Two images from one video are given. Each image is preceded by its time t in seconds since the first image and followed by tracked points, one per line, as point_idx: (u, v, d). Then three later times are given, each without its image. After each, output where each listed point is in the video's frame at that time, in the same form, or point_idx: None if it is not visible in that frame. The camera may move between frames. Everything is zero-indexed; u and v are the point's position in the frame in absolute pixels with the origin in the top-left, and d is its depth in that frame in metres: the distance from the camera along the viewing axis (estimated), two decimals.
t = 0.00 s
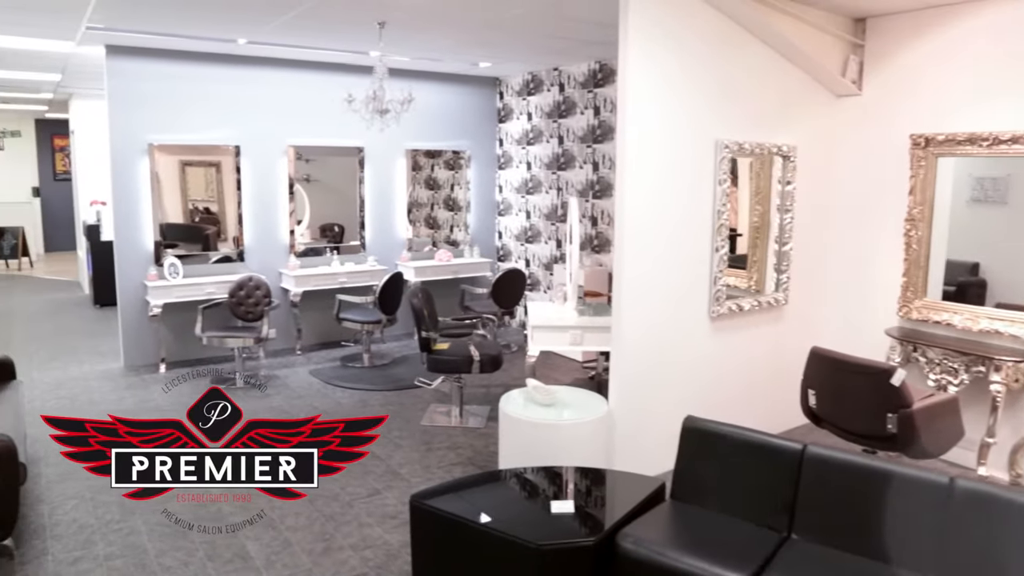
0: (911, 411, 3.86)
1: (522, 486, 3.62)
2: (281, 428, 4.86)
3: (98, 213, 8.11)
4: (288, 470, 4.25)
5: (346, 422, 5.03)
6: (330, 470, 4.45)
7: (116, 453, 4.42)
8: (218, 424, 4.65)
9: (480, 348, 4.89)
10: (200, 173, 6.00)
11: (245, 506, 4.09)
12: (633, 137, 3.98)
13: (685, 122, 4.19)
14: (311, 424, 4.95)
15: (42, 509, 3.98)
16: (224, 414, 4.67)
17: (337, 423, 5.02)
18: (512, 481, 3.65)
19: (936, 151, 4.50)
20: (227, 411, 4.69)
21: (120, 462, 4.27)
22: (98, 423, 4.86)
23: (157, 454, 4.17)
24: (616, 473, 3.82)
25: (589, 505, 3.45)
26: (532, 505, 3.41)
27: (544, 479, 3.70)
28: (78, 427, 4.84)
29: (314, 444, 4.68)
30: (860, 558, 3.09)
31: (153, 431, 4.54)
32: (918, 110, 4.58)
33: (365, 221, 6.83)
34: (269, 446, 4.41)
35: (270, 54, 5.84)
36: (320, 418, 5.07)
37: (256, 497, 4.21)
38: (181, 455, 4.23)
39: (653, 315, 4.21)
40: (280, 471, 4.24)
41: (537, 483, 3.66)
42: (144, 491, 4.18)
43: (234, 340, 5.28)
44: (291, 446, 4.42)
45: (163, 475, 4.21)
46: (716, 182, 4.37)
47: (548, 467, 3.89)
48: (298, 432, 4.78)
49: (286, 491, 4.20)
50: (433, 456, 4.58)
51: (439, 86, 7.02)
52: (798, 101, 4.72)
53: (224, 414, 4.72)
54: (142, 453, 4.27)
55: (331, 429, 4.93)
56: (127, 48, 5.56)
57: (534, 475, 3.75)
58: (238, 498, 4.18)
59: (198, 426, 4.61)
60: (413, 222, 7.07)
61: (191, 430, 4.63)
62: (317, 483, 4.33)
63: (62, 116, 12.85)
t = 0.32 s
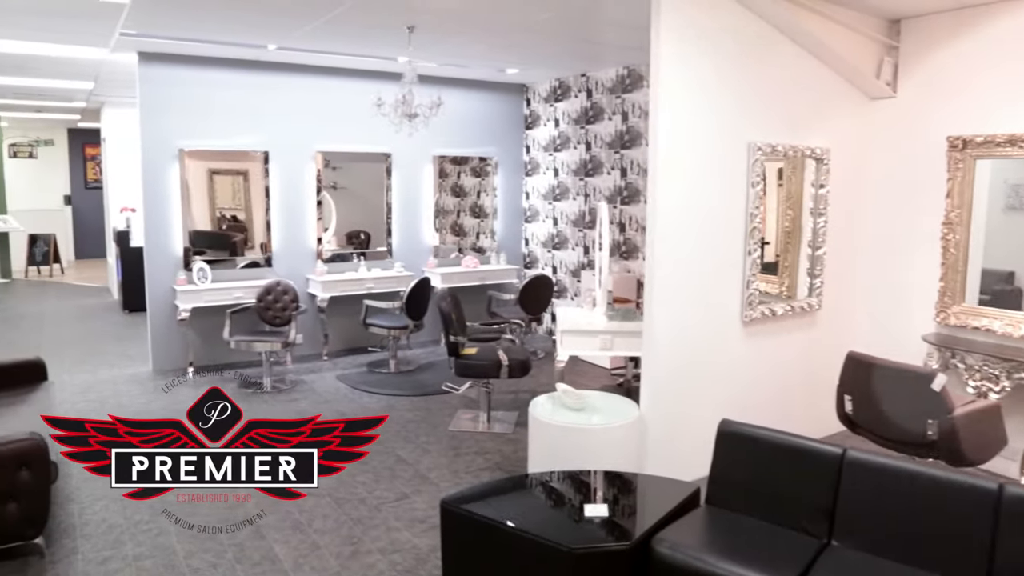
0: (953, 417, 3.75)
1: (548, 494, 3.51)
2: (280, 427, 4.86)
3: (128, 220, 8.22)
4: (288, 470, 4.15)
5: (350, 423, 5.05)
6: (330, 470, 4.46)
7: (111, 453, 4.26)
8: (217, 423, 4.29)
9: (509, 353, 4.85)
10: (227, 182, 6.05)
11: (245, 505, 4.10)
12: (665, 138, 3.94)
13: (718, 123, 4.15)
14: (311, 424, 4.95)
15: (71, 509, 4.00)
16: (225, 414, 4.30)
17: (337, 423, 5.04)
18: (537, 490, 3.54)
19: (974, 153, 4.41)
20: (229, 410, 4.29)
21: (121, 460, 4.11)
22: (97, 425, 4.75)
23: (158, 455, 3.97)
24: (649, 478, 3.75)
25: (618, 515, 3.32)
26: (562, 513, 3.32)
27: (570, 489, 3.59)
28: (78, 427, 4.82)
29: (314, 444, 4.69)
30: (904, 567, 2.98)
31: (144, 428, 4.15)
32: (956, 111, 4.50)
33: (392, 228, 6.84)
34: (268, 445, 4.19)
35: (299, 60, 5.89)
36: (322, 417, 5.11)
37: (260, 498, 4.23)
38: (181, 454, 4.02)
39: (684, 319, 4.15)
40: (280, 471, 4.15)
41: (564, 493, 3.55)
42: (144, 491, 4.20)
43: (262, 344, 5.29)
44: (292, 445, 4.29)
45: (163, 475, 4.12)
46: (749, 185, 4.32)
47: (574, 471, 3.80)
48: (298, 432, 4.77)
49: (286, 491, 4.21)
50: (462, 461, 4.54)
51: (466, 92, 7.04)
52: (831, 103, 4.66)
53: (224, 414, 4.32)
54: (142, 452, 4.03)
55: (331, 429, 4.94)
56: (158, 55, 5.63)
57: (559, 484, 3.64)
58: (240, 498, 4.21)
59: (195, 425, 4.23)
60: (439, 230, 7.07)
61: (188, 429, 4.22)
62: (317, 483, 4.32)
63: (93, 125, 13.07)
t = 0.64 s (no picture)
0: (992, 422, 3.67)
1: (571, 501, 3.38)
2: (280, 427, 4.82)
3: (154, 226, 8.30)
4: (288, 470, 4.06)
5: (349, 424, 5.06)
6: (330, 470, 4.44)
7: (114, 453, 3.79)
8: (218, 423, 4.23)
9: (535, 357, 4.81)
10: (252, 190, 6.08)
11: (247, 505, 4.10)
12: (694, 138, 3.90)
13: (746, 124, 4.10)
14: (311, 424, 4.95)
15: (96, 509, 3.99)
16: (224, 414, 4.26)
17: (337, 423, 5.06)
18: (560, 496, 3.41)
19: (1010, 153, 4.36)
20: (229, 410, 4.27)
21: (118, 460, 3.88)
22: (98, 423, 3.92)
23: (159, 455, 3.83)
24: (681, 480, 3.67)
25: (643, 524, 3.16)
26: (588, 517, 3.21)
27: (594, 495, 3.45)
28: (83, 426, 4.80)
29: (314, 443, 4.66)
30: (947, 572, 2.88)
31: (143, 425, 3.94)
32: (989, 112, 4.45)
33: (416, 234, 6.85)
34: (269, 445, 4.07)
35: (324, 64, 5.93)
36: (322, 417, 5.14)
37: (261, 499, 4.22)
38: (181, 455, 3.85)
39: (714, 320, 4.09)
40: (281, 471, 4.06)
41: (588, 500, 3.41)
42: (144, 491, 4.19)
43: (287, 348, 5.29)
44: (291, 445, 4.16)
45: (163, 475, 3.98)
46: (779, 186, 4.26)
47: (598, 478, 3.67)
48: (298, 432, 4.72)
49: (286, 490, 4.20)
50: (487, 465, 4.49)
51: (489, 98, 7.04)
52: (862, 104, 4.60)
53: (224, 413, 4.30)
54: (141, 452, 3.85)
55: (331, 429, 4.95)
56: (186, 60, 5.70)
57: (582, 491, 3.50)
58: (239, 498, 4.20)
59: (195, 426, 4.19)
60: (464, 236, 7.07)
61: (192, 428, 4.00)
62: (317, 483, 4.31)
63: (122, 133, 13.26)
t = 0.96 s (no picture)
0: None
1: (593, 506, 3.22)
2: (280, 427, 4.77)
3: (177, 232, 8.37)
4: (288, 470, 3.97)
5: (349, 424, 5.07)
6: (330, 470, 4.42)
7: (114, 453, 3.62)
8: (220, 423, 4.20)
9: (558, 360, 4.78)
10: (273, 199, 6.11)
11: (245, 506, 4.07)
12: (721, 137, 3.85)
13: (773, 122, 4.05)
14: (312, 424, 4.93)
15: (118, 507, 3.97)
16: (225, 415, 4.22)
17: (337, 423, 5.07)
18: (580, 502, 3.25)
19: None
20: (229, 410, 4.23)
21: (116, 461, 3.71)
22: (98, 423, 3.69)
23: (158, 455, 3.74)
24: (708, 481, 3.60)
25: (664, 528, 3.01)
26: (611, 522, 3.05)
27: (615, 504, 3.27)
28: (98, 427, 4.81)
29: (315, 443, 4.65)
30: None
31: (143, 423, 3.79)
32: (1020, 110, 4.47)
33: (438, 238, 6.85)
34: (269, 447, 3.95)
35: (347, 67, 5.96)
36: (321, 417, 5.16)
37: (260, 499, 4.20)
38: (181, 455, 3.77)
39: (740, 320, 4.03)
40: (280, 471, 3.97)
41: (609, 508, 3.23)
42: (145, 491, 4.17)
43: (308, 350, 5.29)
44: (291, 444, 4.04)
45: (163, 475, 3.88)
46: (806, 186, 4.21)
47: (621, 485, 3.48)
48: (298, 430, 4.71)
49: (285, 491, 4.17)
50: (510, 467, 4.44)
51: (510, 103, 7.05)
52: (889, 103, 4.55)
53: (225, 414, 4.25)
54: (140, 453, 3.73)
55: (331, 430, 4.94)
56: (211, 64, 5.76)
57: (604, 498, 3.32)
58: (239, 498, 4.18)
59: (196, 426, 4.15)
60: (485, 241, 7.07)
61: (193, 428, 3.85)
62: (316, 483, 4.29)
63: (146, 141, 13.45)
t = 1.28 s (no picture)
0: None
1: (609, 513, 3.04)
2: (281, 427, 4.71)
3: (196, 236, 8.44)
4: (288, 470, 3.77)
5: (349, 424, 5.07)
6: (330, 470, 4.39)
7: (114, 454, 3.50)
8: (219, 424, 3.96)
9: (578, 361, 4.75)
10: (291, 204, 6.14)
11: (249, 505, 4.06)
12: (745, 136, 3.81)
13: (797, 121, 4.01)
14: (311, 424, 4.89)
15: (141, 506, 3.97)
16: (225, 415, 3.97)
17: (337, 423, 5.06)
18: (597, 507, 3.07)
19: None
20: (230, 412, 4.01)
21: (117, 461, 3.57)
22: (97, 423, 3.63)
23: (158, 455, 3.58)
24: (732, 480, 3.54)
25: (691, 521, 2.99)
26: (628, 526, 2.89)
27: (634, 509, 3.10)
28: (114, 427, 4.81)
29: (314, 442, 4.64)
30: None
31: (143, 423, 3.68)
32: None
33: (457, 243, 6.85)
34: (268, 446, 3.71)
35: (367, 70, 6.00)
36: (322, 417, 5.16)
37: (260, 499, 4.17)
38: (181, 455, 3.60)
39: (765, 320, 3.98)
40: (280, 472, 3.75)
41: (626, 514, 3.06)
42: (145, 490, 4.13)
43: (327, 353, 5.29)
44: (292, 444, 3.83)
45: (162, 475, 3.69)
46: (830, 185, 4.16)
47: (639, 491, 3.34)
48: (299, 429, 4.67)
49: (285, 491, 4.13)
50: (531, 469, 4.40)
51: (529, 107, 7.06)
52: (914, 101, 4.51)
53: (225, 414, 4.01)
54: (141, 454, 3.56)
55: (332, 430, 4.91)
56: (233, 68, 5.80)
57: (622, 504, 3.15)
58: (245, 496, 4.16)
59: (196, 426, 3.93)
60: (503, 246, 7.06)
61: (191, 428, 3.64)
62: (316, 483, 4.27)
63: (167, 148, 13.60)
